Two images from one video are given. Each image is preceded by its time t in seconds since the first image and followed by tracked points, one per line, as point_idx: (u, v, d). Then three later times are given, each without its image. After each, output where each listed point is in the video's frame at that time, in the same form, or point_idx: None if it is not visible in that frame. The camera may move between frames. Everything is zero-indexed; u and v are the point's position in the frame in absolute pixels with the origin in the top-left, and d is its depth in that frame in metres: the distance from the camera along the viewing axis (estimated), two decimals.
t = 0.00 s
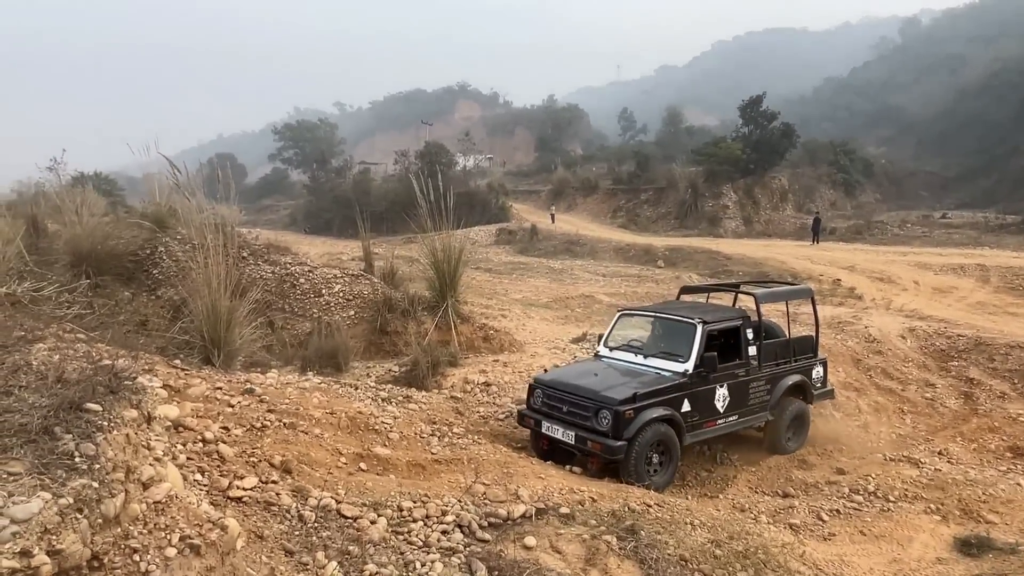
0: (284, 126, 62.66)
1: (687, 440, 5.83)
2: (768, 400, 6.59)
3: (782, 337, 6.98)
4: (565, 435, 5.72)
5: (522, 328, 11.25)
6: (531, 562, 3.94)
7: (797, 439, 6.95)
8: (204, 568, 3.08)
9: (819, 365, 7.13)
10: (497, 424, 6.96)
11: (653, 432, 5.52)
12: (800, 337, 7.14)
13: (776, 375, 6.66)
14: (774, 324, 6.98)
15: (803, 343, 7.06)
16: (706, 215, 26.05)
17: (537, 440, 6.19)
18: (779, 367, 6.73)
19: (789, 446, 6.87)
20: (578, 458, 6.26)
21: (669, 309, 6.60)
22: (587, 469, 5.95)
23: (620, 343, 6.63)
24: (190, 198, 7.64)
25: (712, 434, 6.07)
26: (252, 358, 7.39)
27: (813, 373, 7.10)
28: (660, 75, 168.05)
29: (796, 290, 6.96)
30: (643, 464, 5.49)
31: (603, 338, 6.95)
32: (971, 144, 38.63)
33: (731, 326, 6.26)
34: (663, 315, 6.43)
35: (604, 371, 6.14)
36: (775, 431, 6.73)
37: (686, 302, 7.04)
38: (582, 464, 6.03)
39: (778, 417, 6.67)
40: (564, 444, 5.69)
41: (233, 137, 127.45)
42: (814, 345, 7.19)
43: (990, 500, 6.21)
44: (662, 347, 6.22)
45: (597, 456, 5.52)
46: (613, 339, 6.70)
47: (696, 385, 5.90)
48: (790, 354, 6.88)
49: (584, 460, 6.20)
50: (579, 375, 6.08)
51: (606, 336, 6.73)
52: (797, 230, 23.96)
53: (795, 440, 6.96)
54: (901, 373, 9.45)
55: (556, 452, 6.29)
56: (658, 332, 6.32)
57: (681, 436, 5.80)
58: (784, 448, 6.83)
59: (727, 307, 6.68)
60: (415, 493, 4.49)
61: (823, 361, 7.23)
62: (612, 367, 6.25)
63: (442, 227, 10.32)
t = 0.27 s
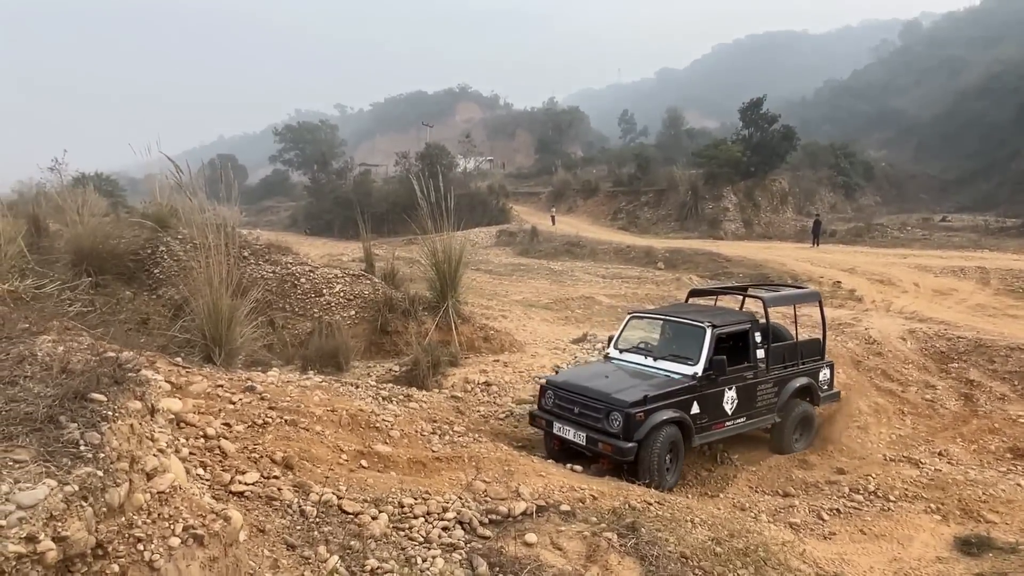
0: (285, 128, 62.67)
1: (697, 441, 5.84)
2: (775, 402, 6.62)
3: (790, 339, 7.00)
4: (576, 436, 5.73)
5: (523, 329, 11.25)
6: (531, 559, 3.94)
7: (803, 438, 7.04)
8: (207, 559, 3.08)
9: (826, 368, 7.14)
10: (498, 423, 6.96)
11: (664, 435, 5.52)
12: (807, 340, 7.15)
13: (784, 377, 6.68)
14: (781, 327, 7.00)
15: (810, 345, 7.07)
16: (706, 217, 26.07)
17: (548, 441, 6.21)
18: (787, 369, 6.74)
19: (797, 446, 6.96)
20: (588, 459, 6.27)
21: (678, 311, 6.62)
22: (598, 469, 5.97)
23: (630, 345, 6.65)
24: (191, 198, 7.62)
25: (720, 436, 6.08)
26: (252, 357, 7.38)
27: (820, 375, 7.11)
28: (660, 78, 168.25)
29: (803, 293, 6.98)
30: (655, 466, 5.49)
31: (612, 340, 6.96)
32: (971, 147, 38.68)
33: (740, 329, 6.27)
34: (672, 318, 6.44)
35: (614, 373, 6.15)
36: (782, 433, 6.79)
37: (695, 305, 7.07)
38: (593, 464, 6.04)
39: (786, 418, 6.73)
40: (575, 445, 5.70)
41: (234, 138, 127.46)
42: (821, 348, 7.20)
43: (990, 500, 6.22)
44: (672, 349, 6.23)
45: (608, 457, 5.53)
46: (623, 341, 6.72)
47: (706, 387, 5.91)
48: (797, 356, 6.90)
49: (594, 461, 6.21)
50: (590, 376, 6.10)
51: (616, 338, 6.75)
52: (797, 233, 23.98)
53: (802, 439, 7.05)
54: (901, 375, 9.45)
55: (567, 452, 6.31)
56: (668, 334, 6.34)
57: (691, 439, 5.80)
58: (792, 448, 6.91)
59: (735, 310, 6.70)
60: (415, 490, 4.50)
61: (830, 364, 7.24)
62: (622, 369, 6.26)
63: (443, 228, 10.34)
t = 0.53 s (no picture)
0: (281, 128, 62.59)
1: (700, 440, 5.87)
2: (776, 401, 6.66)
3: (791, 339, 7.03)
4: (582, 433, 5.75)
5: (519, 330, 11.25)
6: (526, 555, 3.95)
7: (805, 433, 7.11)
8: (205, 549, 3.13)
9: (827, 367, 7.17)
10: (494, 422, 6.97)
11: (668, 434, 5.55)
12: (808, 339, 7.19)
13: (786, 376, 6.71)
14: (783, 325, 7.03)
15: (811, 344, 7.10)
16: (702, 220, 26.15)
17: (554, 437, 6.25)
18: (788, 369, 6.77)
19: (798, 442, 7.03)
20: (593, 455, 6.31)
21: (682, 311, 6.64)
22: (603, 467, 6.00)
23: (634, 343, 6.66)
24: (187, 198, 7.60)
25: (723, 434, 6.11)
26: (248, 355, 7.37)
27: (820, 375, 7.15)
28: (657, 82, 168.67)
29: (805, 293, 7.02)
30: (659, 465, 5.51)
31: (616, 337, 6.98)
32: (965, 152, 38.90)
33: (743, 329, 6.30)
34: (677, 317, 6.45)
35: (619, 371, 6.17)
36: (785, 429, 6.84)
37: (698, 304, 7.08)
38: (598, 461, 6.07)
39: (788, 415, 6.79)
40: (580, 442, 5.73)
41: (230, 138, 127.14)
42: (821, 347, 7.24)
43: (982, 501, 6.26)
44: (676, 348, 6.25)
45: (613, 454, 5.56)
46: (628, 339, 6.73)
47: (709, 387, 5.93)
48: (798, 356, 6.93)
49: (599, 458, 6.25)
50: (595, 373, 6.11)
51: (621, 336, 6.76)
52: (793, 236, 24.08)
53: (803, 434, 7.11)
54: (895, 377, 9.50)
55: (572, 448, 6.35)
56: (672, 333, 6.35)
57: (694, 437, 5.83)
58: (794, 444, 6.98)
59: (738, 310, 6.71)
60: (411, 487, 4.51)
61: (831, 363, 7.27)
62: (626, 367, 6.28)
63: (439, 229, 10.39)
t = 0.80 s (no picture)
0: (274, 129, 62.42)
1: (699, 442, 5.89)
2: (774, 404, 6.70)
3: (791, 344, 7.05)
4: (583, 431, 5.77)
5: (511, 331, 11.25)
6: (517, 555, 3.95)
7: (801, 434, 7.19)
8: (194, 547, 3.13)
9: (825, 372, 7.21)
10: (485, 424, 6.97)
11: (668, 436, 5.57)
12: (807, 344, 7.22)
13: (784, 381, 6.75)
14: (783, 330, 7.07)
15: (810, 350, 7.14)
16: (694, 223, 26.26)
17: (556, 433, 6.27)
18: (786, 374, 6.80)
19: (794, 443, 7.11)
20: (592, 454, 6.33)
21: (684, 313, 6.65)
22: (602, 465, 6.02)
23: (636, 344, 6.66)
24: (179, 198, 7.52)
25: (721, 437, 6.14)
26: (239, 355, 7.34)
27: (819, 380, 7.18)
28: (650, 85, 169.23)
29: (806, 299, 7.05)
30: (658, 466, 5.53)
31: (618, 337, 6.98)
32: (955, 157, 39.22)
33: (744, 334, 6.32)
34: (680, 319, 6.46)
35: (621, 370, 6.19)
36: (781, 431, 6.91)
37: (699, 308, 7.10)
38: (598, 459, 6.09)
39: (785, 418, 6.83)
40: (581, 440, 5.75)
41: (222, 138, 126.65)
42: (820, 352, 7.27)
43: (969, 502, 6.32)
44: (678, 350, 6.26)
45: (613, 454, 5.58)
46: (630, 339, 6.73)
47: (709, 390, 5.95)
48: (797, 361, 6.96)
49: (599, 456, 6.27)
50: (598, 373, 6.13)
51: (623, 336, 6.76)
52: (783, 240, 24.22)
53: (799, 436, 7.19)
54: (884, 380, 9.55)
55: (573, 446, 6.37)
56: (674, 336, 6.36)
57: (693, 439, 5.85)
58: (790, 445, 7.06)
59: (739, 315, 6.73)
60: (402, 487, 4.50)
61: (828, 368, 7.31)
62: (628, 367, 6.29)
63: (431, 230, 10.37)
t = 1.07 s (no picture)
0: (264, 129, 62.17)
1: (694, 442, 5.91)
2: (769, 405, 6.73)
3: (785, 346, 7.09)
4: (580, 431, 5.78)
5: (502, 333, 11.24)
6: (507, 556, 3.95)
7: (795, 434, 7.24)
8: (183, 548, 3.12)
9: (819, 374, 7.24)
10: (476, 425, 6.97)
11: (664, 435, 5.59)
12: (801, 346, 7.26)
13: (778, 382, 6.79)
14: (778, 332, 7.10)
15: (804, 351, 7.17)
16: (684, 226, 26.38)
17: (554, 433, 6.28)
18: (780, 374, 6.84)
19: (788, 443, 7.15)
20: (588, 454, 6.34)
21: (680, 315, 6.67)
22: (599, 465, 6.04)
23: (633, 345, 6.68)
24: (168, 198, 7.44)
25: (715, 437, 6.17)
26: (228, 356, 7.30)
27: (812, 381, 7.22)
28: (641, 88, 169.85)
29: (800, 301, 7.09)
30: (654, 465, 5.55)
31: (615, 338, 7.00)
32: (942, 162, 39.59)
33: (739, 336, 6.35)
34: (676, 321, 6.48)
35: (618, 371, 6.21)
36: (776, 431, 6.96)
37: (694, 309, 7.12)
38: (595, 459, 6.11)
39: (779, 419, 6.87)
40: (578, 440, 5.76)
41: (212, 138, 126.07)
42: (814, 354, 7.31)
43: (956, 503, 6.38)
44: (674, 351, 6.28)
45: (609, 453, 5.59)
46: (627, 340, 6.75)
47: (704, 391, 5.97)
48: (791, 362, 7.00)
49: (596, 456, 6.28)
50: (595, 373, 6.14)
51: (620, 337, 6.77)
52: (773, 242, 24.38)
53: (793, 436, 7.24)
54: (872, 382, 9.62)
55: (569, 446, 6.38)
56: (670, 337, 6.39)
57: (688, 439, 5.87)
58: (784, 445, 7.11)
59: (734, 317, 6.76)
60: (392, 488, 4.49)
61: (823, 370, 7.35)
62: (624, 368, 6.31)
63: (422, 232, 10.34)
